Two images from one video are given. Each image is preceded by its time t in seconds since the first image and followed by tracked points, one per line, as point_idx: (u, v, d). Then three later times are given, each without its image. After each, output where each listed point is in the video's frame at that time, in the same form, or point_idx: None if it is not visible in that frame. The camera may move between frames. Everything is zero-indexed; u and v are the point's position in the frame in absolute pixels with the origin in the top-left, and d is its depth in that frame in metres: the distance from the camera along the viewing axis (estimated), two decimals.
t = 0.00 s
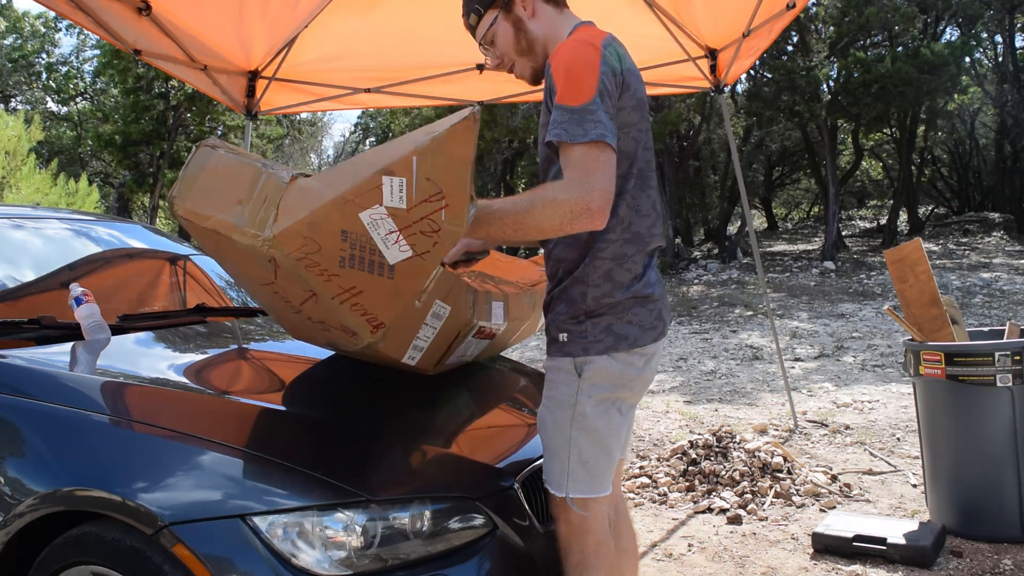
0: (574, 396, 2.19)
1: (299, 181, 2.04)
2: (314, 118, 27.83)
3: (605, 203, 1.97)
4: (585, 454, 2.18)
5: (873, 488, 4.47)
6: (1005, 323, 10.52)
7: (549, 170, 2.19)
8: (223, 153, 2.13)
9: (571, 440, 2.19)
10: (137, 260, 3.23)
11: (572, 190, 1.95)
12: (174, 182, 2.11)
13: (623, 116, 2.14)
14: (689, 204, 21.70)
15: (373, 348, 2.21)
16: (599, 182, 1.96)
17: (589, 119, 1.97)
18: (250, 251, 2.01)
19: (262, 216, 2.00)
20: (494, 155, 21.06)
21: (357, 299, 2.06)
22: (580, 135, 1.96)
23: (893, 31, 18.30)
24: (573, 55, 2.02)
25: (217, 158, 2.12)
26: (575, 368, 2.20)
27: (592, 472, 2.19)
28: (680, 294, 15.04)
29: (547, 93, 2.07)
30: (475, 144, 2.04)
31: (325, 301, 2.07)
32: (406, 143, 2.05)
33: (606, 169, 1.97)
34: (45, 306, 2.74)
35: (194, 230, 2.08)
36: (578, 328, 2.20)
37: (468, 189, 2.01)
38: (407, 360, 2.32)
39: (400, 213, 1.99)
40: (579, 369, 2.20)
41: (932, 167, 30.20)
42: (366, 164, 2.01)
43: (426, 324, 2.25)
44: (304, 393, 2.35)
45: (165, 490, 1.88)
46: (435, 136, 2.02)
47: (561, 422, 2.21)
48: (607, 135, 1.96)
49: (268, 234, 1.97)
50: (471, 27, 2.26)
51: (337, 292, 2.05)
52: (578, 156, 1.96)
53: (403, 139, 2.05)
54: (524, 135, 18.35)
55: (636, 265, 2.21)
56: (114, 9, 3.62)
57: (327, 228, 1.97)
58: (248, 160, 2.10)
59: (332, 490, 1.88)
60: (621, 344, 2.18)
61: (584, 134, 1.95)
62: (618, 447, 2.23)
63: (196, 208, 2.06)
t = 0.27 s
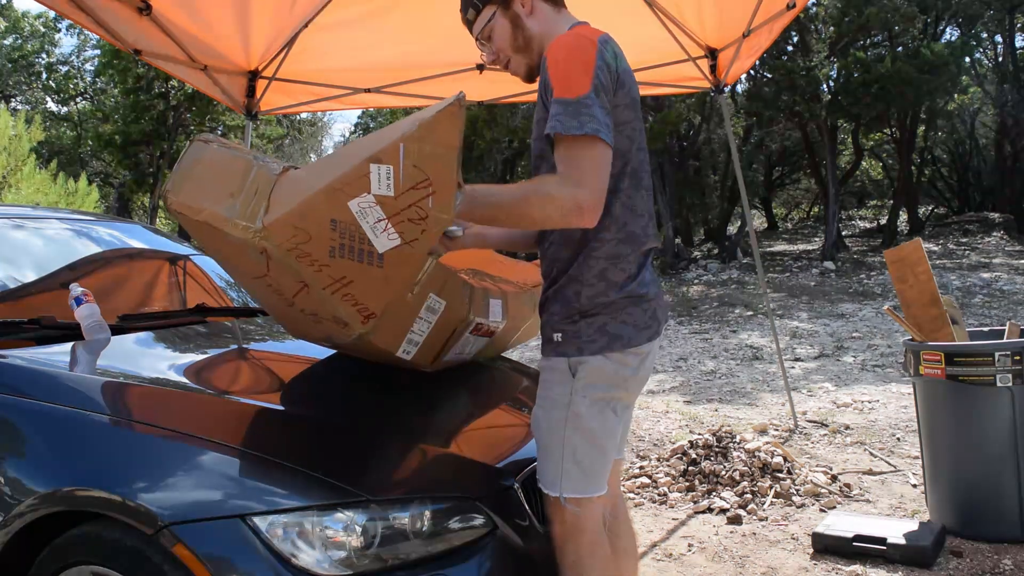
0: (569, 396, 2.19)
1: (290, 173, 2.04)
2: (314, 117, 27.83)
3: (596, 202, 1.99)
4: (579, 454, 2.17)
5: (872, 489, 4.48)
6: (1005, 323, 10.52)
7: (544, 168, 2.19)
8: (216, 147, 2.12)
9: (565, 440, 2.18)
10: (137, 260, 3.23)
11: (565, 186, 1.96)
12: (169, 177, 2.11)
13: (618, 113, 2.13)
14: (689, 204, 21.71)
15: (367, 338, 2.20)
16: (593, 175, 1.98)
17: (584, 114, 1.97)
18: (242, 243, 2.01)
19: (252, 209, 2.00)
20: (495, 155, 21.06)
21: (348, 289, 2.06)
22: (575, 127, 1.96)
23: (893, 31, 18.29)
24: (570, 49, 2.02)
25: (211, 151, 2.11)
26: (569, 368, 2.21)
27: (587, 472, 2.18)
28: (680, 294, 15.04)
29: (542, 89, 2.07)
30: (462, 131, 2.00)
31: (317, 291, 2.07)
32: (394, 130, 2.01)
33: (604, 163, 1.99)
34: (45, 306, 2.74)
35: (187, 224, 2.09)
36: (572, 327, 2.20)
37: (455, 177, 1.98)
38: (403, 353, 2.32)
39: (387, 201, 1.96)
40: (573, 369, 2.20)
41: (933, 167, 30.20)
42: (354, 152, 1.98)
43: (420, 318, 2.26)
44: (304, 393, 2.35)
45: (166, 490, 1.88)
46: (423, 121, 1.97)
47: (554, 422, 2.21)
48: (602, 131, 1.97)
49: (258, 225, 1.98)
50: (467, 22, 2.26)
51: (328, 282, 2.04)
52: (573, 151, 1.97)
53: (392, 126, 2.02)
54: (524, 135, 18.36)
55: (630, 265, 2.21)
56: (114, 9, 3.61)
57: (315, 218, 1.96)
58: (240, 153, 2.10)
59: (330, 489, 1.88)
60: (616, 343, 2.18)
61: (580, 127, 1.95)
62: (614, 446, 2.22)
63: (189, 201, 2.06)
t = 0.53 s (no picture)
0: (578, 395, 2.20)
1: (303, 161, 2.06)
2: (314, 117, 27.84)
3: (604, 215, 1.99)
4: (587, 453, 2.18)
5: (872, 489, 4.48)
6: (1005, 323, 10.52)
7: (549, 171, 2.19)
8: (228, 135, 2.12)
9: (573, 439, 2.18)
10: (137, 260, 3.23)
11: (569, 200, 1.98)
12: (178, 164, 2.09)
13: (625, 118, 2.12)
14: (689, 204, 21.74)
15: (372, 331, 2.17)
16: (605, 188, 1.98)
17: (588, 124, 1.96)
18: (253, 231, 2.01)
19: (264, 196, 2.00)
20: (494, 155, 21.06)
21: (356, 279, 2.05)
22: (581, 138, 1.96)
23: (893, 31, 18.29)
24: (576, 54, 2.02)
25: (223, 139, 2.12)
26: (579, 367, 2.21)
27: (595, 471, 2.19)
28: (680, 294, 15.05)
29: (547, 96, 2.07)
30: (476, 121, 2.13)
31: (326, 280, 2.04)
32: (407, 121, 2.09)
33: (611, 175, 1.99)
34: (45, 306, 2.74)
35: (196, 211, 2.08)
36: (581, 327, 2.21)
37: (467, 167, 2.09)
38: (406, 349, 2.29)
39: (401, 188, 2.02)
40: (583, 368, 2.20)
41: (932, 167, 30.20)
42: (368, 141, 2.04)
43: (425, 312, 2.24)
44: (305, 393, 2.35)
45: (166, 489, 1.87)
46: (437, 112, 2.08)
47: (562, 420, 2.21)
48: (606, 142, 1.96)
49: (271, 211, 1.97)
50: (473, 19, 2.25)
51: (337, 271, 2.03)
52: (581, 160, 1.97)
53: (404, 118, 2.10)
54: (524, 135, 18.37)
55: (638, 266, 2.21)
56: (115, 9, 3.61)
57: (329, 203, 1.97)
58: (252, 141, 2.11)
59: (333, 489, 1.88)
60: (625, 342, 2.19)
61: (582, 139, 1.95)
62: (619, 446, 2.23)
63: (200, 188, 2.05)
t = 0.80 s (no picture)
0: (570, 394, 2.20)
1: (300, 157, 2.06)
2: (314, 117, 27.84)
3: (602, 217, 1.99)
4: (580, 452, 2.17)
5: (872, 488, 4.48)
6: (1005, 324, 10.52)
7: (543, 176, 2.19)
8: (227, 131, 2.13)
9: (565, 438, 2.18)
10: (137, 260, 3.23)
11: (571, 204, 1.98)
12: (175, 160, 2.10)
13: (614, 122, 2.13)
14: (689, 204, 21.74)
15: (368, 328, 2.17)
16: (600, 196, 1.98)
17: (580, 131, 1.97)
18: (249, 227, 2.01)
19: (260, 192, 2.01)
20: (495, 155, 21.05)
21: (352, 276, 2.05)
22: (570, 146, 1.97)
23: (893, 31, 18.29)
24: (566, 60, 2.02)
25: (221, 135, 2.12)
26: (570, 365, 2.21)
27: (589, 470, 2.18)
28: (680, 294, 15.05)
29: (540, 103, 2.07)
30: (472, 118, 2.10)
31: (321, 278, 2.05)
32: (402, 118, 2.08)
33: (605, 179, 1.99)
34: (45, 306, 2.74)
35: (194, 208, 2.08)
36: (573, 326, 2.22)
37: (462, 164, 2.08)
38: (402, 348, 2.30)
39: (396, 185, 2.01)
40: (574, 367, 2.21)
41: (933, 167, 30.20)
42: (364, 138, 2.03)
43: (423, 311, 2.26)
44: (304, 392, 2.35)
45: (166, 489, 1.87)
46: (434, 108, 2.05)
47: (555, 419, 2.21)
48: (599, 147, 1.97)
49: (267, 208, 1.97)
50: (468, 19, 2.25)
51: (333, 268, 2.03)
52: (573, 168, 1.98)
53: (400, 114, 2.08)
54: (524, 135, 18.38)
55: (629, 266, 2.21)
56: (113, 9, 3.61)
57: (325, 199, 1.97)
58: (250, 136, 2.11)
59: (330, 488, 1.88)
60: (616, 341, 2.18)
61: (573, 147, 1.96)
62: (616, 445, 2.22)
63: (198, 184, 2.05)
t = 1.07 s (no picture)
0: (582, 394, 2.19)
1: (292, 197, 2.07)
2: (313, 117, 27.85)
3: (611, 237, 1.99)
4: (591, 452, 2.18)
5: (872, 489, 4.48)
6: (1005, 323, 10.51)
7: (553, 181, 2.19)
8: (215, 167, 2.16)
9: (576, 438, 2.18)
10: (137, 260, 3.23)
11: (583, 229, 1.97)
12: (167, 196, 2.13)
13: (632, 131, 2.13)
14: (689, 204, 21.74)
15: (369, 360, 2.23)
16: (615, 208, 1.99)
17: (603, 145, 1.96)
18: (243, 266, 2.05)
19: (254, 231, 2.03)
20: (494, 155, 21.05)
21: (349, 314, 2.09)
22: (596, 158, 1.95)
23: (893, 31, 18.29)
24: (591, 70, 2.01)
25: (210, 171, 2.15)
26: (583, 366, 2.20)
27: (598, 469, 2.19)
28: (680, 294, 15.05)
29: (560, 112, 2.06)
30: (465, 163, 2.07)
31: (318, 315, 2.10)
32: (398, 159, 2.06)
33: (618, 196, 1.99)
34: (45, 306, 2.74)
35: (186, 244, 2.12)
36: (584, 327, 2.21)
37: (458, 208, 2.04)
38: (403, 368, 2.32)
39: (390, 231, 2.02)
40: (586, 367, 2.20)
41: (933, 167, 30.20)
42: (357, 181, 2.03)
43: (422, 333, 2.24)
44: (303, 393, 2.35)
45: (166, 490, 1.88)
46: (428, 152, 2.04)
47: (567, 419, 2.20)
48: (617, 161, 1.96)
49: (260, 248, 2.01)
50: (472, 13, 2.23)
51: (329, 307, 2.07)
52: (591, 182, 1.97)
53: (394, 156, 2.07)
54: (523, 135, 18.38)
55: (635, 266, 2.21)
56: (113, 9, 3.61)
57: (319, 243, 2.00)
58: (241, 174, 2.13)
59: (333, 490, 1.88)
60: (628, 341, 2.19)
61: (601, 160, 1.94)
62: (622, 444, 2.23)
63: (189, 223, 2.09)
